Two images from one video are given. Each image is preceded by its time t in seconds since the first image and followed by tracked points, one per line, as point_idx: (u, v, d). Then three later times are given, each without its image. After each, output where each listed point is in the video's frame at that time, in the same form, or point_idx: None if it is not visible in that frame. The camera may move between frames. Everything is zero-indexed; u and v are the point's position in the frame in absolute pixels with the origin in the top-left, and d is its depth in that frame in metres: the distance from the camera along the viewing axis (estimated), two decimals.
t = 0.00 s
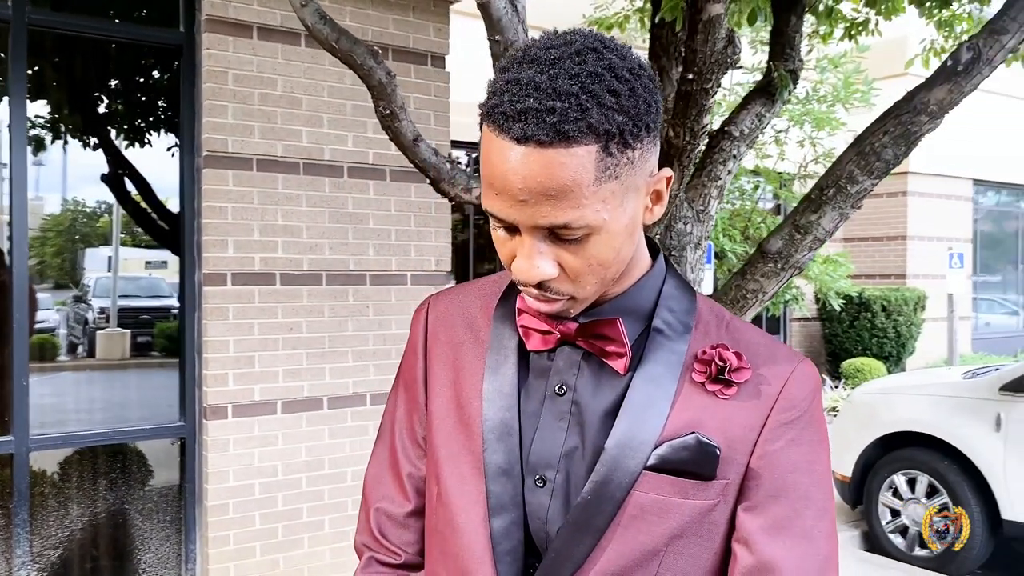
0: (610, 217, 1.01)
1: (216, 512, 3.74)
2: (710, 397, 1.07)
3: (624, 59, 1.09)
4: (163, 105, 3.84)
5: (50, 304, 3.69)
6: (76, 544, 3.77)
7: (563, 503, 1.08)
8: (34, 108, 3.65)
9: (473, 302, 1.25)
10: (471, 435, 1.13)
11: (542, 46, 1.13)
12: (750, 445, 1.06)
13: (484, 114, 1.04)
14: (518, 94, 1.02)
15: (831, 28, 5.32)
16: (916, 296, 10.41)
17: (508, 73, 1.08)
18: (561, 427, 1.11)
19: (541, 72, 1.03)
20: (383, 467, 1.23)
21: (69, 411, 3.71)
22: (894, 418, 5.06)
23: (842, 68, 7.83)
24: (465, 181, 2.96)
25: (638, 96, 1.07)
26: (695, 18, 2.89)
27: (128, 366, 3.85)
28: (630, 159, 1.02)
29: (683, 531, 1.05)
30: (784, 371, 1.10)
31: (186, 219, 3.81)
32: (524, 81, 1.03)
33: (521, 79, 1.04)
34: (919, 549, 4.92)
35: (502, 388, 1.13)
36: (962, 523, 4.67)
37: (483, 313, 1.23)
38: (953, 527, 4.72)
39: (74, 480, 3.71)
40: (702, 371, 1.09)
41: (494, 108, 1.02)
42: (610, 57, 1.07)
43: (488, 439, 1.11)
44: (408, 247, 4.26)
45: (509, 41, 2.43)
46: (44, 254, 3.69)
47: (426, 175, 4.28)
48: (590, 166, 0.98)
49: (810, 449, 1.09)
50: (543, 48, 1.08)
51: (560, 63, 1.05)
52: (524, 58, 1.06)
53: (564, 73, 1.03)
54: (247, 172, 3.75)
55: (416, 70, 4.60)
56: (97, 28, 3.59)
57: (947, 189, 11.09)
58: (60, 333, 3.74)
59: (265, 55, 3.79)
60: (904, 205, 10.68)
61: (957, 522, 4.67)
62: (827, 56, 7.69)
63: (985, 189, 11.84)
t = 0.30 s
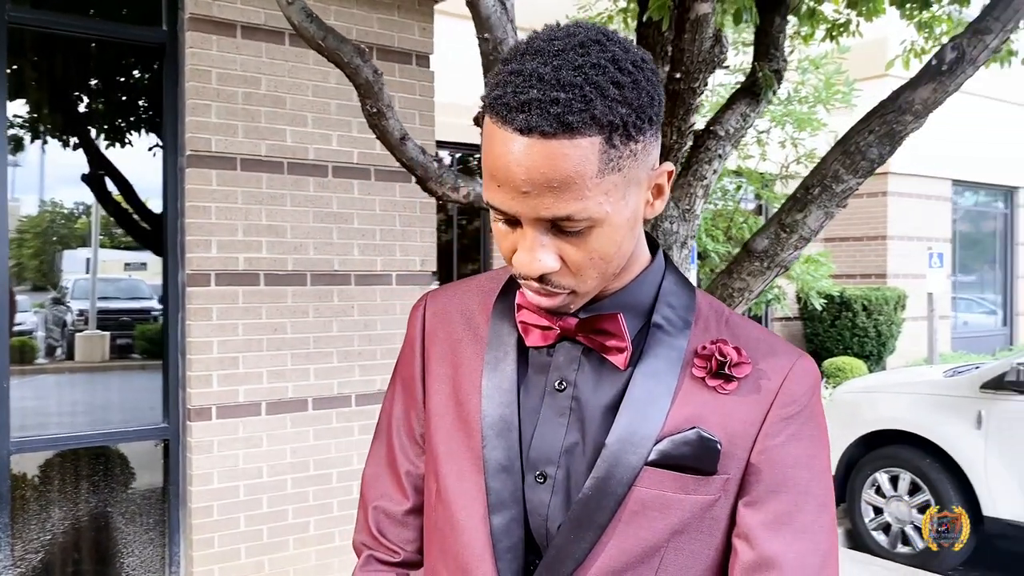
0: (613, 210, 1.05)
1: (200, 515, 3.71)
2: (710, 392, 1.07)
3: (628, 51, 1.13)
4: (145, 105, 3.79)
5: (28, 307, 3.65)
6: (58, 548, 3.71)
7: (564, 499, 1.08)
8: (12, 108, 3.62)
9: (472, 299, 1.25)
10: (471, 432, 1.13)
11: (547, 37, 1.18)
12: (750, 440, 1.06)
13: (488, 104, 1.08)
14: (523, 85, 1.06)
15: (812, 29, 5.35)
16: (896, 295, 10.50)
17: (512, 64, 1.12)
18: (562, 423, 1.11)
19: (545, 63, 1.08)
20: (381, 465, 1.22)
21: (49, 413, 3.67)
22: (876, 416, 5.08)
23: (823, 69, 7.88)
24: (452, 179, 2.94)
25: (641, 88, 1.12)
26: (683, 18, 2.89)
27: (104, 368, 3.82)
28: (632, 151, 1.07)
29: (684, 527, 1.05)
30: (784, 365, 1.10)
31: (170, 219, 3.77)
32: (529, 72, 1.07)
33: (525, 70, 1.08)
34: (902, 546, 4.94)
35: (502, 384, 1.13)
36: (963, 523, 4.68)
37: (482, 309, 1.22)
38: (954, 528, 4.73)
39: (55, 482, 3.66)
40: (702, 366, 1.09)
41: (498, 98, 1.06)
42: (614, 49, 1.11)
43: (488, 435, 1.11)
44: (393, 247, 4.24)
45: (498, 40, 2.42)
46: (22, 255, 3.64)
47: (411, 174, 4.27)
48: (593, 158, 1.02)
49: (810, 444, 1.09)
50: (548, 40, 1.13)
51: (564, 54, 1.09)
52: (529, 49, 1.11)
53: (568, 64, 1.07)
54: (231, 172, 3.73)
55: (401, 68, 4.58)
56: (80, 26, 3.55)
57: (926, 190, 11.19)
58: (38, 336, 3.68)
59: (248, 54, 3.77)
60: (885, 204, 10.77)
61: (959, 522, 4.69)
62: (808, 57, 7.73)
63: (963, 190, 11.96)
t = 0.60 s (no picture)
0: (610, 203, 1.09)
1: (182, 518, 3.68)
2: (707, 389, 1.11)
3: (625, 45, 1.18)
4: (123, 105, 3.76)
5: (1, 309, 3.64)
6: (36, 553, 3.69)
7: (561, 497, 1.12)
8: None
9: (467, 298, 1.28)
10: (468, 431, 1.15)
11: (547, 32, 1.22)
12: (746, 436, 1.10)
13: (487, 97, 1.13)
14: (523, 78, 1.10)
15: (790, 31, 5.39)
16: (874, 295, 10.59)
17: (511, 58, 1.17)
18: (559, 420, 1.15)
19: (544, 56, 1.12)
20: (376, 464, 1.25)
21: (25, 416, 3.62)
22: (854, 415, 5.10)
23: (801, 70, 7.93)
24: (436, 179, 2.94)
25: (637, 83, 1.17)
26: (667, 17, 2.90)
27: (83, 371, 3.74)
28: (630, 144, 1.10)
29: (682, 522, 1.09)
30: (779, 362, 1.14)
31: (151, 220, 3.74)
32: (528, 65, 1.12)
33: (525, 64, 1.12)
34: (882, 543, 4.93)
35: (498, 383, 1.16)
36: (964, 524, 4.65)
37: (477, 307, 1.25)
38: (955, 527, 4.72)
39: (32, 486, 3.62)
40: (699, 363, 1.13)
41: (498, 91, 1.11)
42: (612, 43, 1.16)
43: (485, 433, 1.13)
44: (375, 247, 4.22)
45: (485, 39, 2.42)
46: None
47: (393, 174, 4.25)
48: (591, 149, 1.06)
49: (805, 440, 1.13)
50: (547, 35, 1.17)
51: (562, 48, 1.14)
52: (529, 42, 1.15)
53: (566, 57, 1.12)
54: (212, 172, 3.70)
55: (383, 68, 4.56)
56: (55, 24, 3.52)
57: (903, 190, 11.30)
58: (12, 338, 3.67)
59: (229, 53, 3.74)
60: (862, 205, 10.87)
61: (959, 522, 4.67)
62: (787, 58, 7.78)
63: (939, 190, 12.08)
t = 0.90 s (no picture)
0: (605, 198, 1.09)
1: (164, 520, 3.65)
2: (702, 382, 1.13)
3: (619, 40, 1.19)
4: (100, 104, 3.72)
5: None
6: (14, 556, 3.66)
7: (557, 492, 1.14)
8: None
9: (461, 293, 1.31)
10: (462, 426, 1.18)
11: (540, 27, 1.23)
12: (742, 430, 1.11)
13: (481, 92, 1.13)
14: (517, 71, 1.10)
15: (771, 32, 5.42)
16: (853, 295, 10.67)
17: (504, 53, 1.17)
18: (554, 415, 1.17)
19: (538, 51, 1.13)
20: (372, 460, 1.29)
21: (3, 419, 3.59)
22: (833, 413, 5.12)
23: (781, 71, 7.99)
24: (421, 178, 2.94)
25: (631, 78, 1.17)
26: (651, 17, 2.89)
27: (60, 373, 3.73)
28: (625, 139, 1.11)
29: (678, 516, 1.10)
30: (774, 355, 1.16)
31: (130, 221, 3.70)
32: (522, 60, 1.12)
33: (519, 58, 1.13)
34: (862, 540, 4.95)
35: (491, 379, 1.19)
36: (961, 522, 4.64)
37: (471, 302, 1.29)
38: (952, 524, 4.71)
39: (11, 488, 3.60)
40: (694, 357, 1.14)
41: (492, 85, 1.11)
42: (606, 38, 1.17)
43: (478, 429, 1.16)
44: (358, 247, 4.21)
45: (470, 38, 2.42)
46: None
47: (376, 174, 4.24)
48: (587, 143, 1.06)
49: (800, 433, 1.14)
50: (541, 30, 1.18)
51: (556, 43, 1.14)
52: (522, 36, 1.16)
53: (561, 51, 1.13)
54: (193, 172, 3.67)
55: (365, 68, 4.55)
56: (32, 22, 3.48)
57: (881, 190, 11.40)
58: None
59: (211, 52, 3.72)
60: (840, 205, 10.96)
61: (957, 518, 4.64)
62: (767, 60, 7.82)
63: (916, 190, 12.20)
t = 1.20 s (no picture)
0: (600, 197, 1.11)
1: (149, 521, 3.64)
2: (700, 377, 1.15)
3: (612, 39, 1.20)
4: (81, 104, 3.72)
5: None
6: None
7: (556, 485, 1.16)
8: None
9: (460, 289, 1.34)
10: (462, 420, 1.21)
11: (534, 27, 1.24)
12: (739, 423, 1.14)
13: (475, 94, 1.14)
14: (511, 74, 1.12)
15: (753, 33, 5.47)
16: (833, 294, 10.76)
17: (497, 54, 1.18)
18: (553, 409, 1.20)
19: (532, 53, 1.14)
20: (372, 454, 1.32)
21: None
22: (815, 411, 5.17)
23: (762, 73, 8.05)
24: (408, 177, 2.95)
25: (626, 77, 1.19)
26: (637, 17, 2.90)
27: (39, 374, 3.72)
28: (619, 139, 1.13)
29: (676, 509, 1.13)
30: (772, 349, 1.18)
31: (113, 221, 3.69)
32: (515, 62, 1.14)
33: (512, 60, 1.14)
34: (844, 536, 5.03)
35: (490, 373, 1.22)
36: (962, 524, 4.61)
37: (470, 298, 1.32)
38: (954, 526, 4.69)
39: None
40: (692, 351, 1.17)
41: (486, 88, 1.13)
42: (599, 38, 1.18)
43: (478, 423, 1.19)
44: (343, 247, 4.21)
45: (458, 36, 2.43)
46: None
47: (361, 174, 4.24)
48: (580, 145, 1.08)
49: (797, 425, 1.17)
50: (534, 31, 1.19)
51: (548, 44, 1.16)
52: (516, 37, 1.17)
53: (553, 53, 1.14)
54: (177, 171, 3.66)
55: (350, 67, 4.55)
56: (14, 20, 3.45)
57: (860, 191, 11.51)
58: None
59: (195, 52, 3.71)
60: (821, 206, 11.06)
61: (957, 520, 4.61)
62: (748, 60, 7.88)
63: (895, 191, 12.32)
